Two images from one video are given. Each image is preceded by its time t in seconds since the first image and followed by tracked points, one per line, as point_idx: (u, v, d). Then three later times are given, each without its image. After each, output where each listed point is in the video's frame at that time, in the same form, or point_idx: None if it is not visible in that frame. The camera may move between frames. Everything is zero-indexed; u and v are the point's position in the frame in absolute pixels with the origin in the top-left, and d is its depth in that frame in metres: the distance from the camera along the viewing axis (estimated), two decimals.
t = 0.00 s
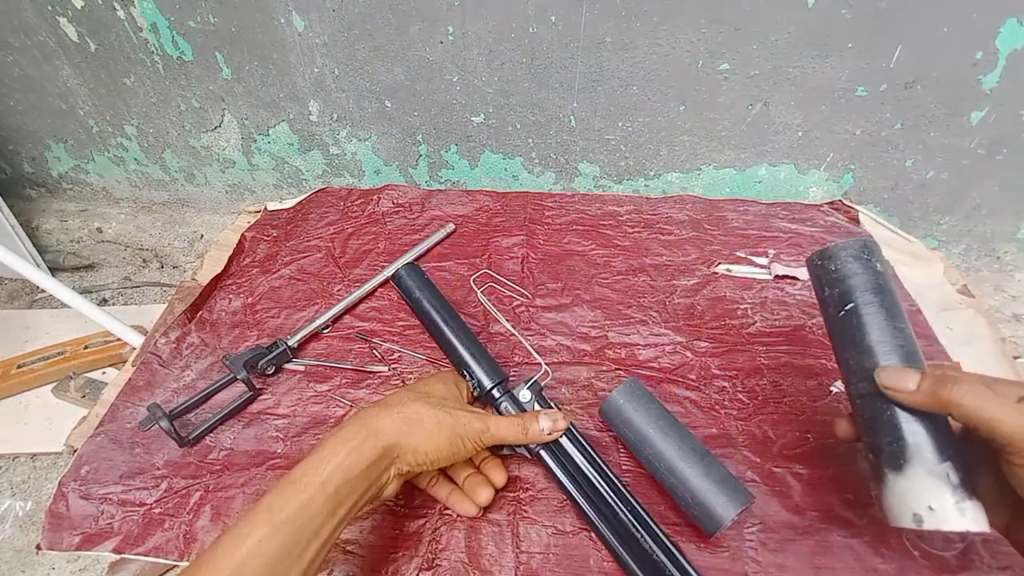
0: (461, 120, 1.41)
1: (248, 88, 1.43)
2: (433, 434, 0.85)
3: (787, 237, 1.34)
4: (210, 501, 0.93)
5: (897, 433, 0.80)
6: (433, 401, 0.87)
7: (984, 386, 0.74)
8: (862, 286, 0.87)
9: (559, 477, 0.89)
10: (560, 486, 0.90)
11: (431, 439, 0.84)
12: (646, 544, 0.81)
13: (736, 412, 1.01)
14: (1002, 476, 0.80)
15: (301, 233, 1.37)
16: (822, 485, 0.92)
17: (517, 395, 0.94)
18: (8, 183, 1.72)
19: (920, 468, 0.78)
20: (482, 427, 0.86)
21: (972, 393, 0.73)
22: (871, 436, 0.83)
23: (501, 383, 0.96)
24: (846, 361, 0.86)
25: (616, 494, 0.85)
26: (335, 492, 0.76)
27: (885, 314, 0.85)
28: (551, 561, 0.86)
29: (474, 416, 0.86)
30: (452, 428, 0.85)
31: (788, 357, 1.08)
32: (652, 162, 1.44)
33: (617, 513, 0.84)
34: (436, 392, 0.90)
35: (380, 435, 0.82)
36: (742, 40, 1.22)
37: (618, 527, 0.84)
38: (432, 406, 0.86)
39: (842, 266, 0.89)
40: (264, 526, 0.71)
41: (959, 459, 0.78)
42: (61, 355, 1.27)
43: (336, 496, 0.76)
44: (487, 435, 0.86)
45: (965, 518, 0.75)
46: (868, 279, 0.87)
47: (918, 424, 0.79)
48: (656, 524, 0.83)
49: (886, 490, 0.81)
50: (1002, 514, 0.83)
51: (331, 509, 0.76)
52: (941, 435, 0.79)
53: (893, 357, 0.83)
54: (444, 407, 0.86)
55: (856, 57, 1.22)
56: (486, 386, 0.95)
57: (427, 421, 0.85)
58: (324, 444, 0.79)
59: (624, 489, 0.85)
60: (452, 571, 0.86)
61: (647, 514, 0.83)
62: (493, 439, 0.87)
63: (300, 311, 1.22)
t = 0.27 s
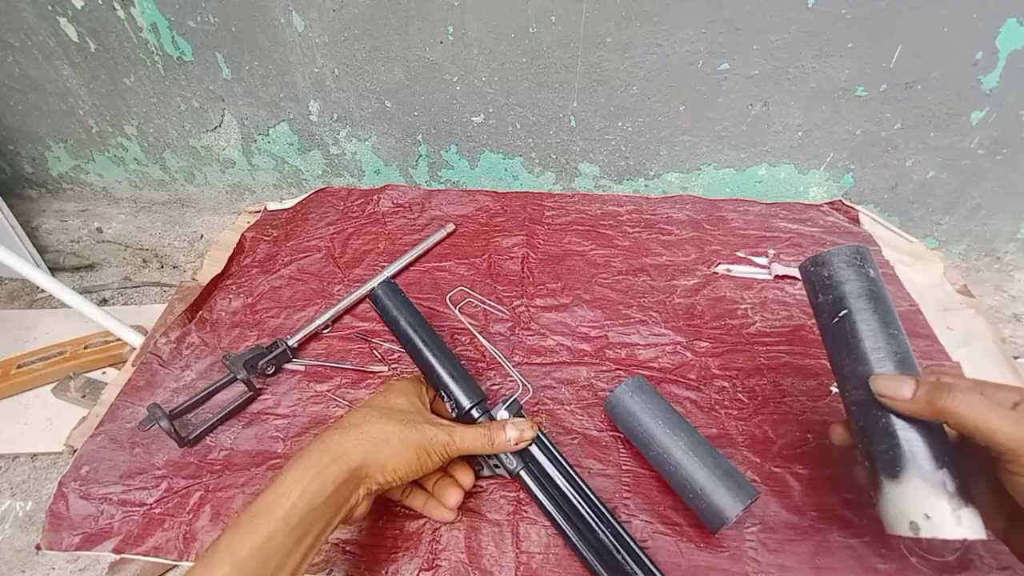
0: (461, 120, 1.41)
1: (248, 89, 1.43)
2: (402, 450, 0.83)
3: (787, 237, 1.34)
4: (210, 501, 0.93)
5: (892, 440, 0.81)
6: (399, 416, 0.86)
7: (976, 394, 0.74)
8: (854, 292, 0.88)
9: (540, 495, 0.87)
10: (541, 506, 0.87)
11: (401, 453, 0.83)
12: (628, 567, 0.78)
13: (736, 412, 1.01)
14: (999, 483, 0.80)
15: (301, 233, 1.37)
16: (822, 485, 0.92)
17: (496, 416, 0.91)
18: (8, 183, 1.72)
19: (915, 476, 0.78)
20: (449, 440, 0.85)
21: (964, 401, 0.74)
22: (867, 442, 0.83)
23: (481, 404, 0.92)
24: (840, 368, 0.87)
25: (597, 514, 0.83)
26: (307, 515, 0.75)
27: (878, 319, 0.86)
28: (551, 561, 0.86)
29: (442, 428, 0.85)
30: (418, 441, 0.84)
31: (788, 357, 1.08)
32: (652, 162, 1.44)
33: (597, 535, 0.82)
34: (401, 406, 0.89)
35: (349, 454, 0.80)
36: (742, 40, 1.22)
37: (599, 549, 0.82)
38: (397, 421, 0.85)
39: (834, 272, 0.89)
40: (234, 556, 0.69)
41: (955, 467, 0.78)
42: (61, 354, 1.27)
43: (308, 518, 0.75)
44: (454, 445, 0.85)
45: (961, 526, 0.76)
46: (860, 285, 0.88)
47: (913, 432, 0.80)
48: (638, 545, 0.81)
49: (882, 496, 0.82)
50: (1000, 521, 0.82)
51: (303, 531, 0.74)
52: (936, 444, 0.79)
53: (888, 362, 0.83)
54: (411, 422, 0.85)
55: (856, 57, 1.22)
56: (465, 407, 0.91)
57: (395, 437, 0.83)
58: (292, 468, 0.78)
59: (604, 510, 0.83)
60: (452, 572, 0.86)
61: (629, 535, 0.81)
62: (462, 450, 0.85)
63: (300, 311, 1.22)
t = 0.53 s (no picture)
0: (461, 120, 1.41)
1: (248, 89, 1.43)
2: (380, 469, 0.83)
3: (787, 237, 1.34)
4: (210, 501, 0.93)
5: (881, 441, 0.81)
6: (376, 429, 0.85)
7: (963, 395, 0.75)
8: (841, 293, 0.88)
9: (523, 508, 0.86)
10: (527, 519, 0.87)
11: (379, 468, 0.83)
12: None
13: (736, 412, 1.01)
14: (988, 483, 0.80)
15: (301, 233, 1.37)
16: (822, 485, 0.92)
17: (481, 429, 0.92)
18: (8, 183, 1.72)
19: (903, 476, 0.79)
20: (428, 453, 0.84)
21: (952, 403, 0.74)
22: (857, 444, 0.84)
23: (465, 417, 0.93)
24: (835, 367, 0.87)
25: (579, 524, 0.82)
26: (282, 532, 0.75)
27: (865, 320, 0.86)
28: (551, 561, 0.86)
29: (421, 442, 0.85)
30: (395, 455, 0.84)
31: (788, 357, 1.08)
32: (652, 162, 1.44)
33: (580, 545, 0.81)
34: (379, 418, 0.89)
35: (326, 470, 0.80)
36: (742, 40, 1.22)
37: (583, 560, 0.81)
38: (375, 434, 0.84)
39: (820, 273, 0.89)
40: None
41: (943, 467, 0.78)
42: (61, 355, 1.27)
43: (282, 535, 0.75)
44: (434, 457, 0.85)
45: (951, 527, 0.76)
46: (847, 287, 0.88)
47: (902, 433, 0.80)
48: (620, 556, 0.80)
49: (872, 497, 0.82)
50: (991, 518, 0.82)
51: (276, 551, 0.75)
52: (925, 444, 0.79)
53: (876, 363, 0.83)
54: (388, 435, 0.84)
55: (856, 57, 1.22)
56: (450, 421, 0.92)
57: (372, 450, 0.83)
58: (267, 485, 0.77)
59: (587, 519, 0.83)
60: (452, 572, 0.86)
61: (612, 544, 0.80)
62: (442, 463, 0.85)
63: (300, 311, 1.22)
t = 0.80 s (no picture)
0: (461, 120, 1.41)
1: (248, 88, 1.43)
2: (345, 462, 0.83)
3: (787, 237, 1.34)
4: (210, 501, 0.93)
5: (882, 429, 0.81)
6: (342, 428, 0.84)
7: (964, 383, 0.75)
8: (836, 283, 0.88)
9: (521, 512, 0.86)
10: (524, 523, 0.87)
11: (345, 465, 0.83)
12: None
13: (736, 412, 1.01)
14: (987, 472, 0.79)
15: (301, 233, 1.37)
16: (823, 485, 0.92)
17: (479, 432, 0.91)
18: (8, 183, 1.72)
19: (906, 465, 0.79)
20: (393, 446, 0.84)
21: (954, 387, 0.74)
22: (857, 433, 0.84)
23: (464, 418, 0.93)
24: (829, 362, 0.88)
25: (579, 529, 0.83)
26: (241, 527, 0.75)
27: (862, 310, 0.87)
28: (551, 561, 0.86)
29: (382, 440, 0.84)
30: (356, 452, 0.83)
31: (788, 357, 1.08)
32: (652, 162, 1.44)
33: (579, 550, 0.81)
34: (346, 414, 0.88)
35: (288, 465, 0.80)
36: (742, 40, 1.22)
37: (581, 563, 0.81)
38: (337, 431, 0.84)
39: (815, 261, 0.90)
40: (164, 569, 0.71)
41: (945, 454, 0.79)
42: (61, 355, 1.27)
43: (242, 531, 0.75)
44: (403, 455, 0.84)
45: (955, 514, 0.76)
46: (841, 276, 0.89)
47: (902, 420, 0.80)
48: (620, 561, 0.80)
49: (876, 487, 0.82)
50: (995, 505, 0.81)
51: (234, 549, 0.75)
52: (925, 431, 0.80)
53: (872, 352, 0.84)
54: (352, 432, 0.84)
55: (855, 57, 1.22)
56: (447, 423, 0.92)
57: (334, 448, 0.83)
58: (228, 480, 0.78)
59: (587, 524, 0.83)
60: (452, 572, 0.85)
61: (611, 550, 0.81)
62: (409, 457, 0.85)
63: (300, 311, 1.22)
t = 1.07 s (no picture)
0: (461, 120, 1.41)
1: (248, 88, 1.43)
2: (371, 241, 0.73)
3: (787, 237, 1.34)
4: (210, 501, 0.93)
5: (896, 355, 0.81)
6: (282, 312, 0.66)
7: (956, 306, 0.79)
8: (663, 207, 0.74)
9: (521, 511, 0.86)
10: (522, 522, 0.87)
11: (342, 353, 0.74)
12: None
13: (736, 412, 1.01)
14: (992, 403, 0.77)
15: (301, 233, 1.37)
16: (823, 485, 0.92)
17: (480, 433, 0.91)
18: (8, 183, 1.72)
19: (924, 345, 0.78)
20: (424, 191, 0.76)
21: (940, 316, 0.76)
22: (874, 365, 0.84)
23: (465, 420, 0.93)
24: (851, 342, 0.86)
25: (579, 530, 0.83)
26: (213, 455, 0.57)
27: (668, 179, 0.75)
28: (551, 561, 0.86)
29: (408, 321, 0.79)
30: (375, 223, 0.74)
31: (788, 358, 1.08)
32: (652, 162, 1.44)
33: (579, 550, 0.82)
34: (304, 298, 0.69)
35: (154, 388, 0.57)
36: (741, 40, 1.22)
37: (580, 562, 0.81)
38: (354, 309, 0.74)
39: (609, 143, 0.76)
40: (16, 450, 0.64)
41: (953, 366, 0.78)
42: (61, 355, 1.27)
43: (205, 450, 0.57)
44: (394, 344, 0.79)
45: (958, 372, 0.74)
46: (631, 150, 0.76)
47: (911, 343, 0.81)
48: (620, 562, 0.81)
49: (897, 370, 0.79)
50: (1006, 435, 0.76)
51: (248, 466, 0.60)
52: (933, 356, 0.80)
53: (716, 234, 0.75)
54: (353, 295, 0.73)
55: (856, 57, 1.22)
56: (447, 423, 0.93)
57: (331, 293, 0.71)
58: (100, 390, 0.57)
59: (586, 524, 0.84)
60: (452, 572, 0.85)
61: (610, 550, 0.82)
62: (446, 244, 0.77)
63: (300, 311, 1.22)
